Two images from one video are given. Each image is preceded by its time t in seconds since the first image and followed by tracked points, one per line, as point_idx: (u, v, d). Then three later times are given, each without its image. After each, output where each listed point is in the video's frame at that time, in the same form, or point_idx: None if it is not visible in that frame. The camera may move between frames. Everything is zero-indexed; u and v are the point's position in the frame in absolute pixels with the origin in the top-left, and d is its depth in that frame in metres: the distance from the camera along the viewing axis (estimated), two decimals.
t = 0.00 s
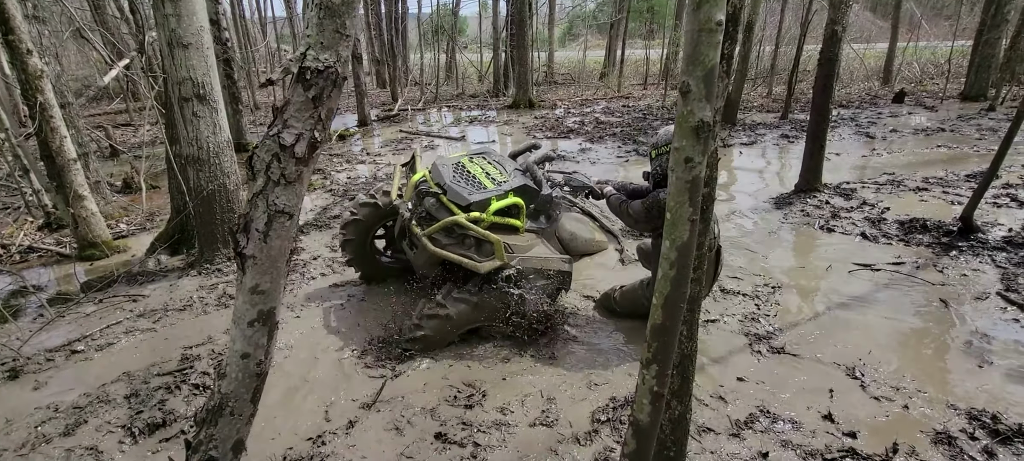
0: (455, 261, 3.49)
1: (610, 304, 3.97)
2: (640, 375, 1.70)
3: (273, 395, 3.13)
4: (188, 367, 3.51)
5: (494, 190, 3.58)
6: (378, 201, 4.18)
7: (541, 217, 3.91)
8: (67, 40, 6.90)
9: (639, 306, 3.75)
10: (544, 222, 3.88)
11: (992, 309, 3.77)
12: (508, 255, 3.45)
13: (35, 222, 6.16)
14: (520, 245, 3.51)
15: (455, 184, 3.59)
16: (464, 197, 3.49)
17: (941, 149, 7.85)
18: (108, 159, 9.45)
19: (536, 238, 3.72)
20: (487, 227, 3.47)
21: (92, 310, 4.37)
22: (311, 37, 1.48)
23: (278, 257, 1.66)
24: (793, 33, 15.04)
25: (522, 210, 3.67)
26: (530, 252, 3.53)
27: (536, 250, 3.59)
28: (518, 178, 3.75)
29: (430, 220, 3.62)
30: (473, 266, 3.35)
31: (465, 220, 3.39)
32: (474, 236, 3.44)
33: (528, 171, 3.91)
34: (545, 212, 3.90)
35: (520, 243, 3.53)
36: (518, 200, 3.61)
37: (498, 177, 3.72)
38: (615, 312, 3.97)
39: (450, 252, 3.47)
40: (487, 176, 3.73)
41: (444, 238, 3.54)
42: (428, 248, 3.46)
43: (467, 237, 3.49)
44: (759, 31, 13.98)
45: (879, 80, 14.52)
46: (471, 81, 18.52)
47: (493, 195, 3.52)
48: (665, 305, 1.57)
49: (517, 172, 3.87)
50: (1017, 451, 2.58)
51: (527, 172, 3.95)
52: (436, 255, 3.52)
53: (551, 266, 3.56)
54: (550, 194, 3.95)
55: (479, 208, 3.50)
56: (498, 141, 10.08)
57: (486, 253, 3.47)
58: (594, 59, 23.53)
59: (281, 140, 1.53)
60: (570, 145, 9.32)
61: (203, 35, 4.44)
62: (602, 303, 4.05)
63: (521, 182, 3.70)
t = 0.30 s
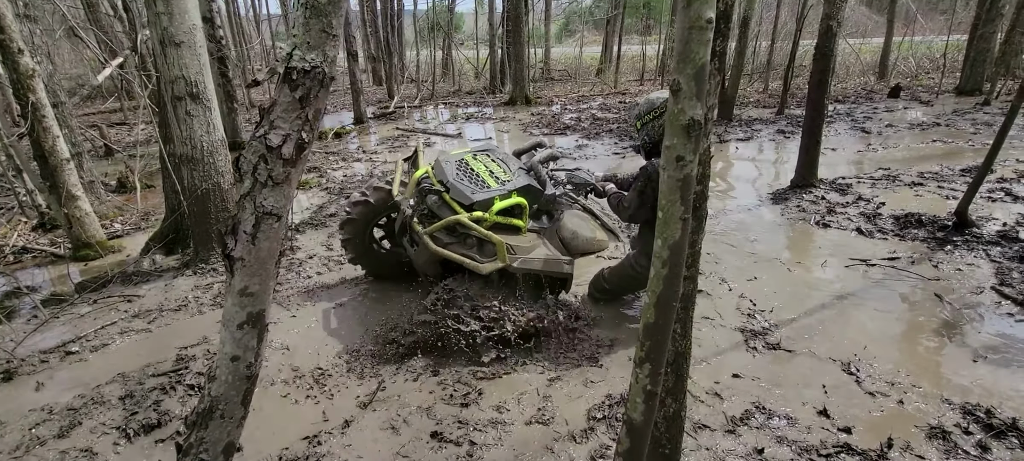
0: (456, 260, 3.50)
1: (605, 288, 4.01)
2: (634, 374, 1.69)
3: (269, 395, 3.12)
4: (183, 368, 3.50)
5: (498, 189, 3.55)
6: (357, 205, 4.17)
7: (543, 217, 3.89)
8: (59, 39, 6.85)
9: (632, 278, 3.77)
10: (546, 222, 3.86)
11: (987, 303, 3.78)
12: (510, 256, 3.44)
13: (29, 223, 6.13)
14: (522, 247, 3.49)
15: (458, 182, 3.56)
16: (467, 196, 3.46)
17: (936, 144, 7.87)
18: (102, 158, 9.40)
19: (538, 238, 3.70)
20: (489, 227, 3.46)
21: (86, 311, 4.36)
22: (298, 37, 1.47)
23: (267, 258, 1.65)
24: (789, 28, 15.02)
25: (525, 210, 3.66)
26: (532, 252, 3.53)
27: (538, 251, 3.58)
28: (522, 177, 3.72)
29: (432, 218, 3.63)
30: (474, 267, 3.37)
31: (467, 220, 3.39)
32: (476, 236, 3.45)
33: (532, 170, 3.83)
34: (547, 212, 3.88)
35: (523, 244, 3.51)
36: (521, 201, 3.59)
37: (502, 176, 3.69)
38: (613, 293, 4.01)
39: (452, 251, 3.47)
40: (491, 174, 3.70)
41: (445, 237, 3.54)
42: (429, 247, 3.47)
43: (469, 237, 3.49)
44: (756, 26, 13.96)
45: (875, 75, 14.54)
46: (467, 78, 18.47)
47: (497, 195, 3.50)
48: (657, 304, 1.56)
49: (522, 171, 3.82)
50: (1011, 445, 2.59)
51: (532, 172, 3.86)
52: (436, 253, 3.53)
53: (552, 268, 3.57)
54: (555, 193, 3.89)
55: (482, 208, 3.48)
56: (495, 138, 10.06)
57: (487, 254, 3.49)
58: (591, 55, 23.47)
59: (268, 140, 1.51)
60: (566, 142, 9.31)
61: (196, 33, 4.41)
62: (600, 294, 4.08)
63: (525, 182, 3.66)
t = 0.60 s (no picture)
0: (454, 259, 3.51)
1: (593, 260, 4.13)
2: (629, 370, 1.69)
3: (265, 395, 3.12)
4: (179, 368, 3.49)
5: (497, 188, 3.53)
6: (346, 214, 4.18)
7: (543, 216, 3.87)
8: (52, 39, 6.81)
9: (616, 242, 3.94)
10: (546, 221, 3.85)
11: (983, 298, 3.79)
12: (507, 257, 3.45)
13: (24, 224, 6.10)
14: (520, 247, 3.49)
15: (458, 180, 3.54)
16: (466, 196, 3.44)
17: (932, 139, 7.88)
18: (97, 159, 9.36)
19: (536, 238, 3.70)
20: (487, 227, 3.46)
21: (82, 312, 4.34)
22: (288, 34, 1.45)
23: (259, 257, 1.64)
24: (785, 24, 15.00)
25: (524, 210, 3.64)
26: (530, 255, 3.53)
27: (535, 253, 3.58)
28: (522, 176, 3.69)
29: (431, 217, 3.63)
30: (471, 267, 3.38)
31: (466, 219, 3.39)
32: (474, 235, 3.45)
33: (533, 169, 3.77)
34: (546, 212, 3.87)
35: (521, 246, 3.51)
36: (520, 201, 3.57)
37: (502, 175, 3.67)
38: (602, 267, 4.13)
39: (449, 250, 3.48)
40: (491, 173, 3.68)
41: (443, 236, 3.54)
42: (427, 245, 3.47)
43: (468, 236, 3.49)
44: (752, 23, 13.95)
45: (871, 70, 14.54)
46: (464, 75, 18.44)
47: (496, 195, 3.49)
48: (652, 300, 1.56)
49: (522, 170, 3.80)
50: (1006, 439, 2.59)
51: (532, 171, 3.80)
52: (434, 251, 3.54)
53: (547, 269, 3.58)
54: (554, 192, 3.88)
55: (480, 207, 3.48)
56: (492, 136, 10.04)
57: (485, 254, 3.49)
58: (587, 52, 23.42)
59: (259, 138, 1.50)
60: (564, 139, 9.30)
61: (190, 32, 4.38)
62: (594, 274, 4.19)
63: (525, 182, 3.64)
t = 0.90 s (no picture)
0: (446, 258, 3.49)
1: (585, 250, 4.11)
2: (627, 370, 1.69)
3: (264, 395, 3.11)
4: (176, 369, 3.48)
5: (485, 186, 3.53)
6: (343, 219, 4.20)
7: (534, 212, 3.85)
8: (47, 39, 6.77)
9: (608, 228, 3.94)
10: (536, 217, 3.83)
11: (980, 294, 3.80)
12: (498, 253, 3.45)
13: (20, 225, 6.08)
14: (510, 243, 3.49)
15: (445, 181, 3.53)
16: (454, 195, 3.44)
17: (929, 135, 7.89)
18: (94, 159, 9.33)
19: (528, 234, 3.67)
20: (477, 224, 3.46)
21: (79, 313, 4.33)
22: (281, 34, 1.45)
23: (254, 260, 1.63)
24: (783, 21, 15.00)
25: (513, 206, 3.61)
26: (521, 250, 3.53)
27: (527, 247, 3.57)
28: (509, 173, 3.69)
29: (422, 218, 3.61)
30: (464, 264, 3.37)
31: (455, 218, 3.38)
32: (465, 233, 3.43)
33: (520, 167, 3.84)
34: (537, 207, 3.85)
35: (511, 241, 3.51)
36: (509, 197, 3.56)
37: (489, 172, 3.67)
38: (596, 255, 4.12)
39: (441, 250, 3.45)
40: (478, 172, 3.67)
41: (435, 236, 3.50)
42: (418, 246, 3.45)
43: (458, 234, 3.47)
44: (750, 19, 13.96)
45: (869, 67, 14.56)
46: (462, 73, 18.41)
47: (483, 193, 3.47)
48: (650, 299, 1.55)
49: (509, 167, 3.81)
50: (1004, 435, 2.60)
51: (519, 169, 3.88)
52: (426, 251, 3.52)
53: (540, 263, 3.58)
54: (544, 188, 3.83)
55: (469, 205, 3.47)
56: (490, 134, 10.03)
57: (476, 251, 3.48)
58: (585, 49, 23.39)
59: (253, 140, 1.50)
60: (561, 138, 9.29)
61: (185, 32, 4.36)
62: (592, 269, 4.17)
63: (512, 178, 3.63)
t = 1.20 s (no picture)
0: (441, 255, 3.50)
1: (580, 246, 4.13)
2: (628, 369, 1.69)
3: (264, 395, 3.12)
4: (177, 369, 3.48)
5: (474, 183, 3.55)
6: (339, 227, 4.24)
7: (524, 210, 3.85)
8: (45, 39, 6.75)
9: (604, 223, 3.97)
10: (528, 213, 3.84)
11: (979, 293, 3.81)
12: (492, 246, 3.51)
13: (19, 225, 6.07)
14: (503, 236, 3.56)
15: (435, 181, 3.54)
16: (444, 193, 3.45)
17: (927, 134, 7.91)
18: (92, 159, 9.32)
19: (519, 228, 3.72)
20: (469, 221, 3.47)
21: (79, 314, 4.33)
22: (285, 36, 1.44)
23: (259, 261, 1.64)
24: (781, 20, 15.02)
25: (503, 202, 3.64)
26: (515, 243, 3.61)
27: (519, 241, 3.65)
28: (497, 170, 3.71)
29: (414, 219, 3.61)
30: (459, 259, 3.40)
31: (447, 215, 3.37)
32: (457, 230, 3.43)
33: (508, 163, 3.85)
34: (528, 204, 3.85)
35: (503, 234, 3.58)
36: (498, 193, 3.59)
37: (478, 171, 3.68)
38: (594, 252, 4.14)
39: (435, 248, 3.46)
40: (466, 171, 3.69)
41: (428, 235, 3.48)
42: (413, 246, 3.43)
43: (451, 231, 3.46)
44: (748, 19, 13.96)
45: (867, 66, 14.59)
46: (461, 73, 18.40)
47: (473, 190, 3.50)
48: (652, 299, 1.56)
49: (497, 165, 3.82)
50: (1003, 433, 2.61)
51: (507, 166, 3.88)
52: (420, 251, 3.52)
53: (531, 255, 3.68)
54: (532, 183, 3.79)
55: (459, 203, 3.48)
56: (489, 134, 10.03)
57: (469, 246, 3.51)
58: (584, 49, 23.38)
59: (258, 141, 1.50)
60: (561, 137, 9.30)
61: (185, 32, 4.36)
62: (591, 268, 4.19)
63: (500, 175, 3.66)
